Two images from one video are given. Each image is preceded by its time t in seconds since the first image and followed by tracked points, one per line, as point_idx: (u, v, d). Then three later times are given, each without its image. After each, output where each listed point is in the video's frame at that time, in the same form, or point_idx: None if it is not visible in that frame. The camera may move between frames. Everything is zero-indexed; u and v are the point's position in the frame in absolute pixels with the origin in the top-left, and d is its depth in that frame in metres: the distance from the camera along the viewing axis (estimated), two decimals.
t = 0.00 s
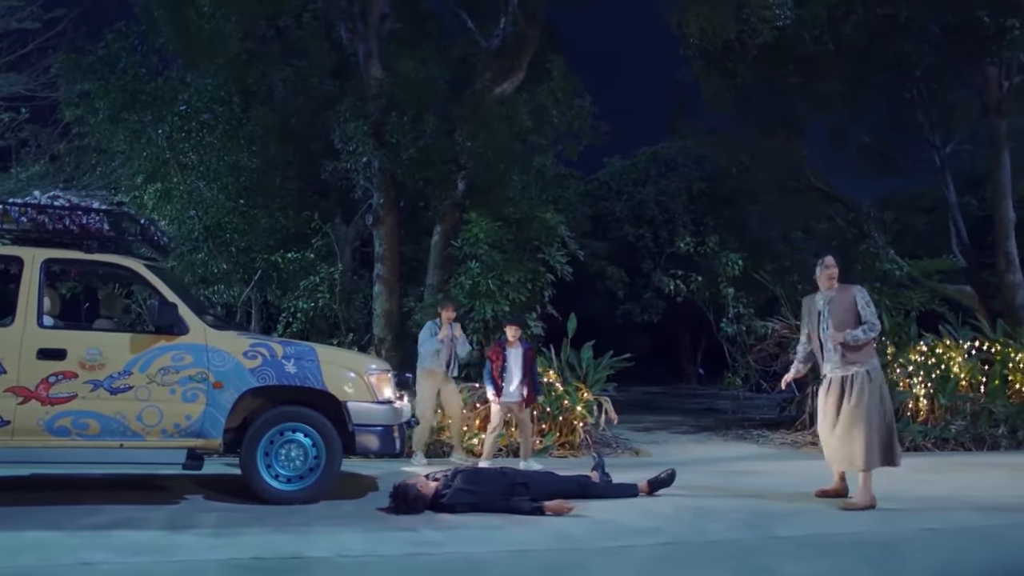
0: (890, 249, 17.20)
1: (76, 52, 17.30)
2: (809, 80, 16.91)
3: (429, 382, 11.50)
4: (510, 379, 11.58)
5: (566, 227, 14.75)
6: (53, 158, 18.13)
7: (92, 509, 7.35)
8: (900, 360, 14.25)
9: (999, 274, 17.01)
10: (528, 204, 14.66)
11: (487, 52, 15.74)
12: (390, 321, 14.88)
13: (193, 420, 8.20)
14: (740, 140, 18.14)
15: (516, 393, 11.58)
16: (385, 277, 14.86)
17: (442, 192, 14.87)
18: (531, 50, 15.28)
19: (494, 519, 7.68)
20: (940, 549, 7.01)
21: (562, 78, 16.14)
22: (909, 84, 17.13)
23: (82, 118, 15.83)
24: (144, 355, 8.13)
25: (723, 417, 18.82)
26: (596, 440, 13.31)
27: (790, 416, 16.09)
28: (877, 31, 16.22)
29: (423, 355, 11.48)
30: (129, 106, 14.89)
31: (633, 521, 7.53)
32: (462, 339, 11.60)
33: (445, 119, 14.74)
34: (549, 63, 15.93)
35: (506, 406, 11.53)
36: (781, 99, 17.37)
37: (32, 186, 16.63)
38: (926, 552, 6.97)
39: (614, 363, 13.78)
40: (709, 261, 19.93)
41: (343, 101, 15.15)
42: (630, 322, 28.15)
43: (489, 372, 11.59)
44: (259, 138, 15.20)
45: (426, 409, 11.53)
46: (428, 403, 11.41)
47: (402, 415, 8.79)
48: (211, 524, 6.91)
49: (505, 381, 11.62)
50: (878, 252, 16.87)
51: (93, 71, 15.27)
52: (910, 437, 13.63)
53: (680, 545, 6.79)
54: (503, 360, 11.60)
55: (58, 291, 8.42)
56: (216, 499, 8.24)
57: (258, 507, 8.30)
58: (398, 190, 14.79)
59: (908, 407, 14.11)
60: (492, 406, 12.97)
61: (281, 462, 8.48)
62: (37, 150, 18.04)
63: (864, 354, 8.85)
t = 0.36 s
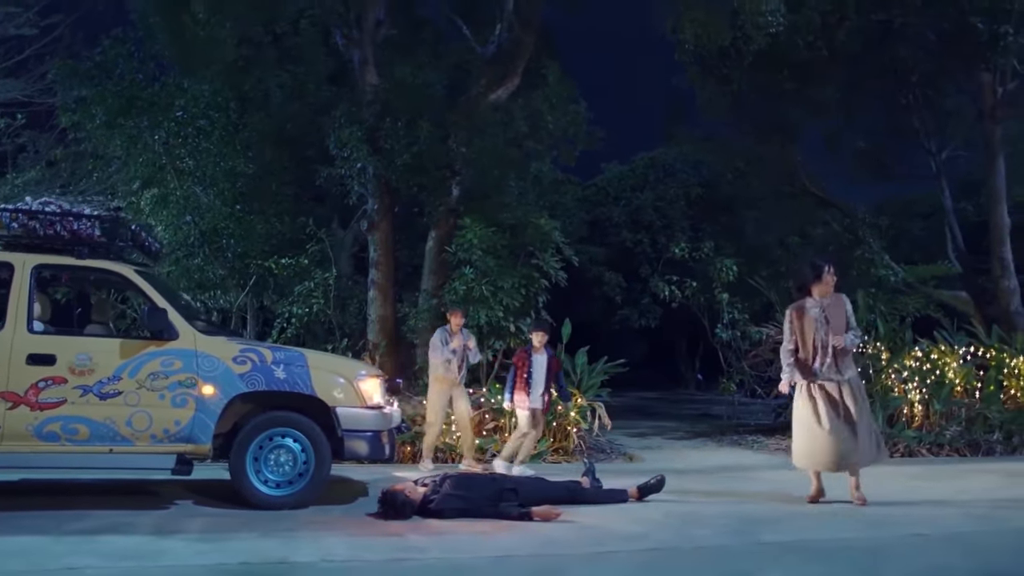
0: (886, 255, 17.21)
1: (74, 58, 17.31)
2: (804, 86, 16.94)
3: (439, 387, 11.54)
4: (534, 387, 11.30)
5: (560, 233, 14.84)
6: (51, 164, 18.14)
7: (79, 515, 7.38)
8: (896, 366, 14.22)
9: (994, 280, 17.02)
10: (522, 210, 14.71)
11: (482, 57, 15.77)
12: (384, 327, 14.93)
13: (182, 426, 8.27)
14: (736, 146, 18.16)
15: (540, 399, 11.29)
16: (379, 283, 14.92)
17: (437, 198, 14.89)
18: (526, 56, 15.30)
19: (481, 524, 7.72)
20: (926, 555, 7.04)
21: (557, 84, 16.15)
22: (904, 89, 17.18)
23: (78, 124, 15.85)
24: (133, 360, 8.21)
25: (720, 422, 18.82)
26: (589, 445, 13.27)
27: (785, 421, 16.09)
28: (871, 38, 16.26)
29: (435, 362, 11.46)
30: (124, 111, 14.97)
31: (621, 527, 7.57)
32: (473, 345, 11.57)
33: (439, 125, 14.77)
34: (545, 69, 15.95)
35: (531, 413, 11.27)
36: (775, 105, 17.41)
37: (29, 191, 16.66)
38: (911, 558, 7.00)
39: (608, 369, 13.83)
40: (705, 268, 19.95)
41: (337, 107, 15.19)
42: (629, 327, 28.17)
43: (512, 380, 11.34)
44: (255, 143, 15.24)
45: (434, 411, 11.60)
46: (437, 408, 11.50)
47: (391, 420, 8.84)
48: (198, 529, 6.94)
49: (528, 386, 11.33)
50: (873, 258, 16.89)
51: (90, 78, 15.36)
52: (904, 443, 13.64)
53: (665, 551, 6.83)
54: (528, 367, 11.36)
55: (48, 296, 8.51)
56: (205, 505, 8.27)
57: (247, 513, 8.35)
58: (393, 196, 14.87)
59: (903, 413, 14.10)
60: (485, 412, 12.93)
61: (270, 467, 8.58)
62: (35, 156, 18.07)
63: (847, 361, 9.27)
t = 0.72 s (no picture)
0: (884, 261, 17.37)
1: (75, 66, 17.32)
2: (802, 93, 16.96)
3: (455, 395, 11.30)
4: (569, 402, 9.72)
5: (557, 240, 14.89)
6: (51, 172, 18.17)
7: (72, 521, 7.43)
8: (895, 373, 14.13)
9: (993, 287, 17.03)
10: (520, 217, 14.77)
11: (480, 66, 15.81)
12: (382, 334, 15.09)
13: (175, 432, 8.34)
14: (734, 153, 18.18)
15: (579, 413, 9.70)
16: (377, 289, 15.03)
17: (434, 206, 14.94)
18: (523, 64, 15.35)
19: (472, 531, 7.80)
20: (914, 562, 7.08)
21: (555, 92, 16.21)
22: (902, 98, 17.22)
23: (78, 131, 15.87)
24: (127, 367, 8.28)
25: (719, 430, 18.83)
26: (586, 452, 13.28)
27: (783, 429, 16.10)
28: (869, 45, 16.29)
29: (449, 370, 11.27)
30: (124, 120, 14.70)
31: (611, 534, 7.61)
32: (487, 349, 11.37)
33: (437, 133, 14.82)
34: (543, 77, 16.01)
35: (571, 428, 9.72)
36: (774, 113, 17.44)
37: (29, 199, 16.69)
38: (898, 564, 7.05)
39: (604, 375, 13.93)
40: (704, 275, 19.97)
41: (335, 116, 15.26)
42: (629, 335, 28.20)
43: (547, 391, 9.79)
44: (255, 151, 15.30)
45: (450, 420, 11.35)
46: (452, 418, 11.32)
47: (384, 427, 8.90)
48: (190, 535, 6.98)
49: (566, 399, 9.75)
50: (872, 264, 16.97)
51: (89, 85, 14.99)
52: (902, 451, 13.64)
53: (653, 559, 6.87)
54: (565, 379, 9.74)
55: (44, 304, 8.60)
56: (198, 511, 8.32)
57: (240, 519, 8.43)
58: (391, 204, 14.96)
59: (900, 420, 13.98)
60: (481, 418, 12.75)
61: (263, 475, 8.65)
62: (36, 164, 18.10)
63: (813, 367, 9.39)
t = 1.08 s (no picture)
0: (886, 267, 17.57)
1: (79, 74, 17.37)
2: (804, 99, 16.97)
3: (470, 402, 11.11)
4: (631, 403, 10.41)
5: (558, 246, 14.93)
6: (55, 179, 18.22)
7: (70, 526, 7.47)
8: (896, 378, 14.07)
9: (996, 293, 17.02)
10: (521, 223, 14.80)
11: (482, 73, 15.87)
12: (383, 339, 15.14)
13: (172, 438, 8.39)
14: (736, 159, 18.19)
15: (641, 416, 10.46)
16: (378, 296, 15.10)
17: (435, 212, 14.99)
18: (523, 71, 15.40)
19: (466, 536, 7.88)
20: (909, 568, 7.10)
21: (557, 99, 16.25)
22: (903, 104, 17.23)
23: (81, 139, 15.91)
24: (125, 373, 8.34)
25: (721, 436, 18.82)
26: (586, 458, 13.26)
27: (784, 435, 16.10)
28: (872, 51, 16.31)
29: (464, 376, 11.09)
30: (128, 127, 14.82)
31: (606, 540, 7.64)
32: (502, 355, 11.21)
33: (439, 139, 14.87)
34: (544, 84, 16.06)
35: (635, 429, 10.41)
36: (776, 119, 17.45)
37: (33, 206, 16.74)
38: (893, 570, 7.08)
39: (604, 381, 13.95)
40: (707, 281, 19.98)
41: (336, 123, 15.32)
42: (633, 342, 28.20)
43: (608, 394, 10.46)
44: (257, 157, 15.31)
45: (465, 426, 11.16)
46: (467, 424, 11.11)
47: (382, 434, 8.95)
48: (186, 540, 7.03)
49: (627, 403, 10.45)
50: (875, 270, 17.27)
51: (96, 93, 15.15)
52: (904, 456, 13.65)
53: (647, 565, 6.90)
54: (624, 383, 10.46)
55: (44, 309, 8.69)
56: (196, 516, 8.36)
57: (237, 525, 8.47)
58: (392, 210, 15.05)
59: (904, 425, 13.97)
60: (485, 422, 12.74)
61: (260, 480, 8.69)
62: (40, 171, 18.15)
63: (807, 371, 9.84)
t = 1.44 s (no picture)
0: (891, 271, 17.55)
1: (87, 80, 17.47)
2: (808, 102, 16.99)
3: (488, 405, 11.10)
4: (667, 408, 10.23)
5: (561, 250, 14.99)
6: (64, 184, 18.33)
7: (72, 528, 7.56)
8: (901, 382, 14.08)
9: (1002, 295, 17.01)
10: (524, 227, 14.85)
11: (485, 77, 15.92)
12: (387, 343, 15.25)
13: (172, 441, 8.48)
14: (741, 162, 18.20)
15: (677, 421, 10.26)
16: (382, 300, 15.21)
17: (439, 217, 15.05)
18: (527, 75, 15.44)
19: (464, 540, 7.96)
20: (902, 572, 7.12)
21: (561, 102, 16.28)
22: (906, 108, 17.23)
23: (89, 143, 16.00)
24: (125, 377, 8.44)
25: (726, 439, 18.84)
26: (589, 462, 13.28)
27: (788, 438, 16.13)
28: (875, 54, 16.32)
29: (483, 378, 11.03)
30: (134, 132, 15.00)
31: (603, 543, 7.69)
32: (521, 358, 11.06)
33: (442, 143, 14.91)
34: (548, 88, 16.10)
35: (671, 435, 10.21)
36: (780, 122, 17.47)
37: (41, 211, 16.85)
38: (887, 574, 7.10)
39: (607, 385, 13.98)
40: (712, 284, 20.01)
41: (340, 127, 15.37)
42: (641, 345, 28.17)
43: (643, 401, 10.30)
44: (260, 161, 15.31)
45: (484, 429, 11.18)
46: (488, 426, 11.13)
47: (381, 437, 9.01)
48: (184, 543, 7.10)
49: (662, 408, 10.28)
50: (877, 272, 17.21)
51: (101, 99, 15.25)
52: (908, 460, 13.65)
53: (642, 569, 6.93)
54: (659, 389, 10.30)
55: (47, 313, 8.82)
56: (196, 519, 8.44)
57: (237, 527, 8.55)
58: (395, 214, 15.10)
59: (908, 429, 13.91)
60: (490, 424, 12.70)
61: (260, 483, 8.76)
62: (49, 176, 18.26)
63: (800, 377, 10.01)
